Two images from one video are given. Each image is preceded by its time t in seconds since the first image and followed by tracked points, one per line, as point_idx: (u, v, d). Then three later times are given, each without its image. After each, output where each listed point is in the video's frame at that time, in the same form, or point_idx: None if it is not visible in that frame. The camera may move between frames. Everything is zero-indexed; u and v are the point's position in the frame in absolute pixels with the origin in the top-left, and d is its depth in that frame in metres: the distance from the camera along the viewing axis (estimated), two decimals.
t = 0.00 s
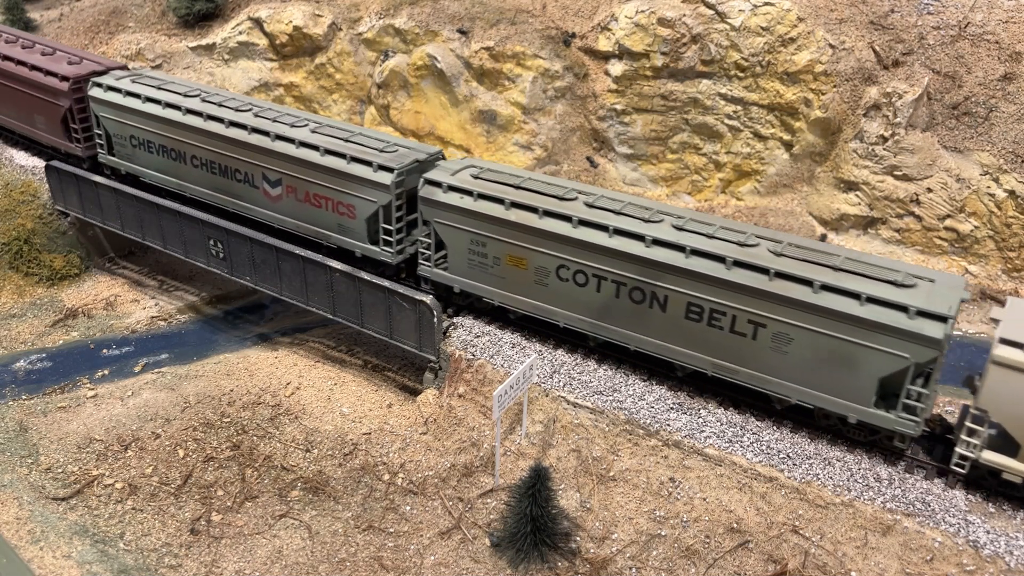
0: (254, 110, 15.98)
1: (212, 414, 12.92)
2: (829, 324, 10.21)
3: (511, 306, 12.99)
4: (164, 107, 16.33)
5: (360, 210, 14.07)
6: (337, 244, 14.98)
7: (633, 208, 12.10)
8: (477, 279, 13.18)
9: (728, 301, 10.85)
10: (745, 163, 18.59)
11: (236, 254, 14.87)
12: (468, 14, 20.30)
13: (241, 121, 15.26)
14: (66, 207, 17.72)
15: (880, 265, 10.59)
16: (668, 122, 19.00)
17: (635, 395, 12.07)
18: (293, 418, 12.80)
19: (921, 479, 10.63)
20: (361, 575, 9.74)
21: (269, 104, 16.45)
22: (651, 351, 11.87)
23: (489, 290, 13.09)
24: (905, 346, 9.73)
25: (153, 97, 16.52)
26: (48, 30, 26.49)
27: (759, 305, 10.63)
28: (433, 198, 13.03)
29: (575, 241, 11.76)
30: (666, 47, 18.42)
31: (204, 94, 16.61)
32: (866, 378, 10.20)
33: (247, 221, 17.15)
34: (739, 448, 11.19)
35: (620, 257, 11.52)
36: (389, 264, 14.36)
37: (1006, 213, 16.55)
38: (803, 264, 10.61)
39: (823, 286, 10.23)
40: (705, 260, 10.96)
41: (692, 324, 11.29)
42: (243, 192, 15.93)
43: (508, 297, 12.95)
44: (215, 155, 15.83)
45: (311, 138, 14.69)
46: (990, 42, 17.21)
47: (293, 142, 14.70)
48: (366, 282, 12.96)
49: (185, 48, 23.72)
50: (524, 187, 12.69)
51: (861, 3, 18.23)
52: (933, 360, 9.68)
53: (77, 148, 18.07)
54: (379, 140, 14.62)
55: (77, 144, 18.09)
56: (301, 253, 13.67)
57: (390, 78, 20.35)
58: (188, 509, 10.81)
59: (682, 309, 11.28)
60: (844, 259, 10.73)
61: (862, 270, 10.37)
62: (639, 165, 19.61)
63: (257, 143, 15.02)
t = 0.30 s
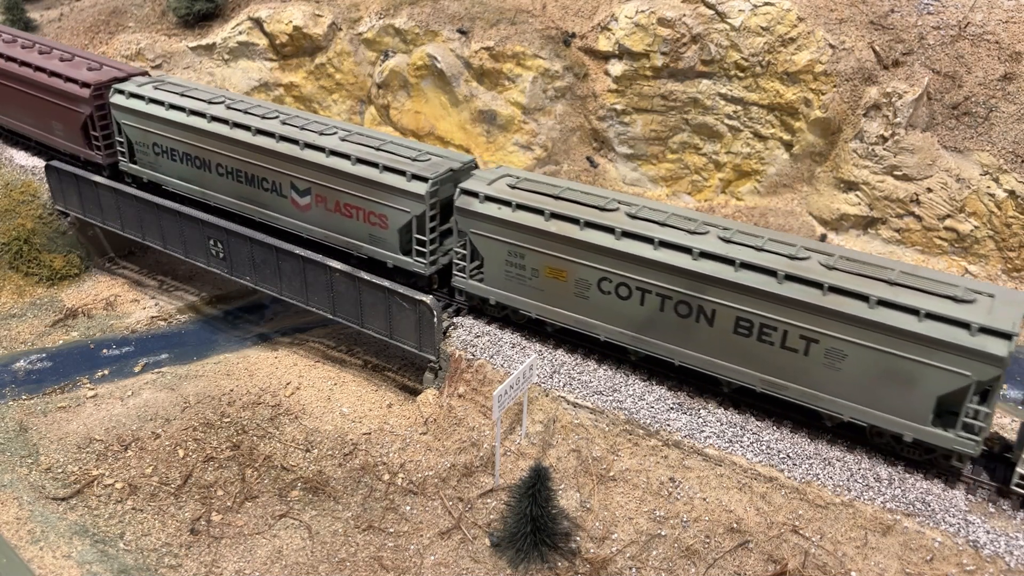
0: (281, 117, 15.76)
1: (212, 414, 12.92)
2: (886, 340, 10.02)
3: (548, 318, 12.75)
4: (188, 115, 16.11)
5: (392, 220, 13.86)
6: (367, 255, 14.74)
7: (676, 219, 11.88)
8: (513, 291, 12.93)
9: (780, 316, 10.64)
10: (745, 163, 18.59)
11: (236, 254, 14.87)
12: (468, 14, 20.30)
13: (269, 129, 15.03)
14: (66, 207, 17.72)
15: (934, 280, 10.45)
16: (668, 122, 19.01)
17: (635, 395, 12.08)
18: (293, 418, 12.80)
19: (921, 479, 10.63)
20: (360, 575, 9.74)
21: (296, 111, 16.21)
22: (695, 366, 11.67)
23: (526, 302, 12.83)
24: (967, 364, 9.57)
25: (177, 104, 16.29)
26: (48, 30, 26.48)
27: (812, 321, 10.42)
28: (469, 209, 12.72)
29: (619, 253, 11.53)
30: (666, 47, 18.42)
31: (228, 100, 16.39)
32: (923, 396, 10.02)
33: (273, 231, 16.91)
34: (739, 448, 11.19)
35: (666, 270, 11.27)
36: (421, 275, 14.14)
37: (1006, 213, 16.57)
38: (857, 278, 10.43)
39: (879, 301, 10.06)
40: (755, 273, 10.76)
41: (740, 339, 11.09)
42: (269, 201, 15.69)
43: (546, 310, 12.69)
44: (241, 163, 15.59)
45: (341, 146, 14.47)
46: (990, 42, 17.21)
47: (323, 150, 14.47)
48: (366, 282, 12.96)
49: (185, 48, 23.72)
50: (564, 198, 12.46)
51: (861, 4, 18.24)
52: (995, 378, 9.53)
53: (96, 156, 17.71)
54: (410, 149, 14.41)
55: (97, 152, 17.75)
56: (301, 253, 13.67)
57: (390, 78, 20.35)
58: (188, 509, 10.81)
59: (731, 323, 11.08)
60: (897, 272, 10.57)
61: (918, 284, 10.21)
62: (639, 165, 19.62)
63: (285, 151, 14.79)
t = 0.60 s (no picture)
0: (308, 125, 15.55)
1: (212, 414, 12.92)
2: (943, 357, 9.84)
3: (587, 331, 12.56)
4: (213, 122, 15.92)
5: (424, 230, 13.58)
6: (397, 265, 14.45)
7: (720, 230, 11.70)
8: (550, 303, 12.74)
9: (831, 332, 10.44)
10: (745, 163, 18.58)
11: (236, 254, 14.87)
12: (468, 14, 20.30)
13: (298, 137, 14.81)
14: (66, 207, 17.73)
15: (990, 294, 10.27)
16: (668, 122, 19.01)
17: (635, 395, 12.09)
18: (293, 418, 12.80)
19: (921, 480, 10.64)
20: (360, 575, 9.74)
21: (323, 118, 15.98)
22: (740, 381, 11.48)
23: (564, 314, 12.65)
24: None
25: (201, 111, 16.10)
26: (48, 30, 26.49)
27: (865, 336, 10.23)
28: (506, 219, 12.54)
29: (664, 266, 11.33)
30: (666, 47, 18.43)
31: (254, 107, 16.20)
32: (981, 414, 9.85)
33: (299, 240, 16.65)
34: (739, 448, 11.20)
35: (712, 283, 11.09)
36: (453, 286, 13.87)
37: (1007, 213, 16.28)
38: (911, 293, 10.24)
39: (936, 317, 9.87)
40: (806, 287, 10.57)
41: (789, 354, 10.90)
42: (297, 210, 15.43)
43: (584, 323, 12.50)
44: (267, 171, 15.35)
45: (372, 155, 14.22)
46: (990, 42, 17.15)
47: (353, 158, 14.23)
48: (366, 282, 12.96)
49: (185, 48, 23.72)
50: (603, 209, 12.28)
51: (860, 4, 18.23)
52: None
53: (118, 163, 17.70)
54: (442, 157, 14.14)
55: (117, 159, 17.71)
56: (301, 253, 13.66)
57: (390, 78, 20.36)
58: (188, 509, 10.81)
59: (779, 338, 10.88)
60: (952, 287, 10.41)
61: (974, 299, 10.04)
62: (639, 165, 19.61)
63: (314, 160, 14.55)
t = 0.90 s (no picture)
0: (336, 132, 15.16)
1: (212, 414, 12.92)
2: (1005, 375, 9.45)
3: (627, 345, 12.17)
4: (238, 129, 15.52)
5: (459, 241, 13.22)
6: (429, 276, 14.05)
7: (768, 242, 11.33)
8: (590, 316, 12.36)
9: (887, 348, 10.06)
10: (745, 163, 18.59)
11: (236, 254, 14.88)
12: (468, 14, 20.30)
13: (327, 145, 14.41)
14: (66, 207, 17.73)
15: None
16: (668, 122, 19.01)
17: (635, 395, 12.09)
18: (293, 418, 12.80)
19: (921, 479, 10.65)
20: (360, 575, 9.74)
21: (351, 126, 15.58)
22: (788, 398, 11.09)
23: (605, 328, 12.25)
24: None
25: (226, 118, 15.71)
26: (48, 30, 26.49)
27: (923, 353, 9.85)
28: (545, 231, 12.19)
29: (710, 279, 10.97)
30: (666, 47, 18.43)
31: (279, 114, 15.84)
32: None
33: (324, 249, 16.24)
34: (739, 448, 11.20)
35: (762, 297, 10.71)
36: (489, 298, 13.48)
37: (1006, 213, 16.27)
38: (971, 308, 9.86)
39: (998, 334, 9.48)
40: (860, 302, 10.20)
41: (841, 370, 10.51)
42: (324, 219, 15.01)
43: (626, 337, 12.10)
44: (295, 180, 14.97)
45: (404, 163, 13.82)
46: (990, 42, 17.15)
47: (385, 167, 13.83)
48: (366, 282, 12.96)
49: (185, 48, 23.72)
50: (645, 220, 11.92)
51: (860, 4, 18.24)
52: None
53: (139, 171, 17.26)
54: (476, 166, 13.80)
55: (139, 168, 17.30)
56: (301, 253, 13.66)
57: (390, 78, 20.36)
58: (188, 509, 10.81)
59: (831, 354, 10.50)
60: (1013, 302, 10.05)
61: None
62: (639, 165, 19.61)
63: (344, 168, 14.14)
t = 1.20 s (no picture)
0: (364, 140, 14.96)
1: (212, 414, 12.91)
2: None
3: (668, 359, 11.87)
4: (265, 137, 15.34)
5: (494, 251, 13.05)
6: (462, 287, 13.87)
7: (816, 254, 11.02)
8: (629, 329, 12.05)
9: (943, 365, 9.73)
10: (745, 163, 18.59)
11: (236, 254, 14.88)
12: (468, 14, 20.30)
13: (357, 153, 14.21)
14: (66, 207, 17.73)
15: None
16: (668, 122, 19.00)
17: (635, 395, 12.10)
18: (293, 418, 12.80)
19: (922, 479, 10.64)
20: (360, 575, 9.74)
21: (379, 133, 15.38)
22: (838, 414, 10.78)
23: (645, 342, 11.94)
24: None
25: (253, 126, 15.52)
26: (48, 30, 26.49)
27: (982, 371, 9.53)
28: (584, 242, 11.82)
29: (758, 293, 10.66)
30: (666, 47, 18.43)
31: (307, 122, 15.64)
32: None
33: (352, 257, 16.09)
34: (739, 448, 11.20)
35: (812, 312, 10.38)
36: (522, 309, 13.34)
37: (1006, 214, 16.26)
38: None
39: None
40: (915, 317, 9.88)
41: (894, 387, 10.20)
42: (354, 228, 14.81)
43: (667, 350, 11.81)
44: (323, 188, 14.75)
45: (437, 172, 13.63)
46: (990, 42, 17.14)
47: (418, 176, 13.62)
48: (366, 283, 12.96)
49: (185, 48, 23.72)
50: (687, 231, 11.61)
51: (860, 4, 18.24)
52: None
53: (161, 180, 17.18)
54: (510, 174, 13.62)
55: (161, 176, 17.23)
56: (301, 253, 13.67)
57: (390, 78, 20.36)
58: (188, 509, 10.81)
59: (883, 371, 10.18)
60: None
61: None
62: (639, 165, 19.62)
63: (375, 177, 13.95)
